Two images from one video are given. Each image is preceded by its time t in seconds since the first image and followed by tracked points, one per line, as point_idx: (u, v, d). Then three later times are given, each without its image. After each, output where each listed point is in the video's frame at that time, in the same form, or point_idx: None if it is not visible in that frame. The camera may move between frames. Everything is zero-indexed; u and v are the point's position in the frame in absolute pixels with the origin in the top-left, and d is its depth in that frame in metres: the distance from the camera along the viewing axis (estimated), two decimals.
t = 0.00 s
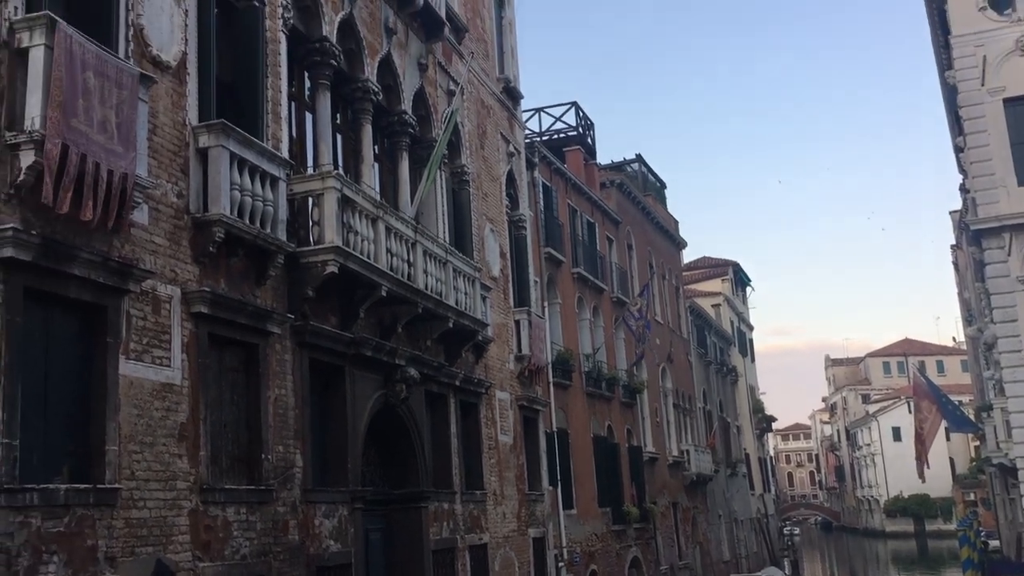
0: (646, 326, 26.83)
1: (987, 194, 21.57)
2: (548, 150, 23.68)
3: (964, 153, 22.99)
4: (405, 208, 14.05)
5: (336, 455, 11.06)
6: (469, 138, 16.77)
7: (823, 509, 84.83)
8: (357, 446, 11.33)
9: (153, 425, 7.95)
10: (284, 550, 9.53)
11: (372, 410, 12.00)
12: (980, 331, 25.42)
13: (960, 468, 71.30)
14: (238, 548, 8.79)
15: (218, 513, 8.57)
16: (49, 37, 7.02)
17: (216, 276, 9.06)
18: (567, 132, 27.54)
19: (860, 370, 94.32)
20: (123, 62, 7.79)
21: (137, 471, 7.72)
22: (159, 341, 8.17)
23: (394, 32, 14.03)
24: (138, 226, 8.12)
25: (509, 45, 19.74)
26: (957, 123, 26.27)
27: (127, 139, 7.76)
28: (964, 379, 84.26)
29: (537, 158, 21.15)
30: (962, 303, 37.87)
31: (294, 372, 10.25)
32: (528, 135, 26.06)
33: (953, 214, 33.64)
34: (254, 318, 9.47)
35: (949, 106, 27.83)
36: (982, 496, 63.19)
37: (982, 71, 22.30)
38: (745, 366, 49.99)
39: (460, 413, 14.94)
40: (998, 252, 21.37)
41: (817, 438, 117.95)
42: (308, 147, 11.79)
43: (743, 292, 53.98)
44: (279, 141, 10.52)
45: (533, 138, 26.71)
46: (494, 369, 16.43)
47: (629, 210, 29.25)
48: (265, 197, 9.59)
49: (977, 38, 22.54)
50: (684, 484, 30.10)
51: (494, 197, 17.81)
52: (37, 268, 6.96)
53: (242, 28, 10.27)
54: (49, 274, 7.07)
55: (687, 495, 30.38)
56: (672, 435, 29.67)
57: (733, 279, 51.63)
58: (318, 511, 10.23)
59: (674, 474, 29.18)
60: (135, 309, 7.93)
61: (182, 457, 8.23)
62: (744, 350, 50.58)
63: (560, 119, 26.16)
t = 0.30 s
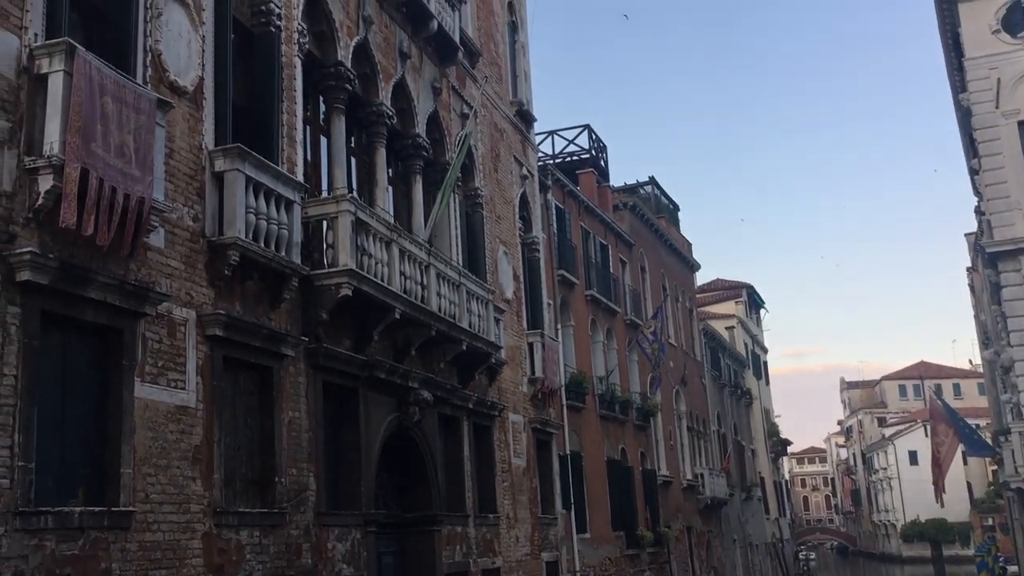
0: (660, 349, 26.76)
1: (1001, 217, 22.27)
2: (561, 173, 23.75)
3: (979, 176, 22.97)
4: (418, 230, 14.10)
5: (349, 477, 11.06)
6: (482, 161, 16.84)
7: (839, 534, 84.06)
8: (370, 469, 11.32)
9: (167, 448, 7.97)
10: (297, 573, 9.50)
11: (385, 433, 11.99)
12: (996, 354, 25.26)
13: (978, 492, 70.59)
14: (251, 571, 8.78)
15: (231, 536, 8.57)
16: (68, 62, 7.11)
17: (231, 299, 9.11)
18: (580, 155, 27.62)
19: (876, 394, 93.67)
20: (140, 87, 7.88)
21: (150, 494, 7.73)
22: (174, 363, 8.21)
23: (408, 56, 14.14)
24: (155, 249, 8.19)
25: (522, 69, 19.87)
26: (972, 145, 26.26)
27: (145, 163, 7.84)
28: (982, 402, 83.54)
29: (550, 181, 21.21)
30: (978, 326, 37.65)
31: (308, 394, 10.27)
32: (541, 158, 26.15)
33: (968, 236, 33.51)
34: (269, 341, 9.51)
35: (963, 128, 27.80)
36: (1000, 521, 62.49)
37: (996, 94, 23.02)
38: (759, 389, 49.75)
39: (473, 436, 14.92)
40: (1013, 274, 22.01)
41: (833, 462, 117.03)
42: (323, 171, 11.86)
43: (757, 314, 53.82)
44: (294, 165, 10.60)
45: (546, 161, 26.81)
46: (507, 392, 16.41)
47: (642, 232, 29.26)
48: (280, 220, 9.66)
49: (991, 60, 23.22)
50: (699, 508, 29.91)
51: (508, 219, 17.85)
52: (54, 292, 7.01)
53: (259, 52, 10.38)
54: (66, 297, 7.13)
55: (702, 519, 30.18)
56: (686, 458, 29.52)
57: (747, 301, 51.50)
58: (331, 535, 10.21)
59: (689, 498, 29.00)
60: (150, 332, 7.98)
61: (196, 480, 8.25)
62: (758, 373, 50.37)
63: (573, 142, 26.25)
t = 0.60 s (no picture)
0: (660, 371, 26.71)
1: (1002, 239, 22.35)
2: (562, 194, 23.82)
3: (980, 198, 23.06)
4: (419, 252, 14.10)
5: (349, 500, 11.01)
6: (483, 183, 16.88)
7: (841, 557, 83.57)
8: (370, 491, 11.27)
9: (166, 470, 7.94)
10: None
11: (385, 455, 11.95)
12: (998, 376, 25.22)
13: (981, 515, 70.23)
14: None
15: (230, 559, 8.52)
16: (70, 85, 7.15)
17: (231, 321, 9.10)
18: (581, 177, 27.70)
19: (878, 415, 93.38)
20: (143, 109, 7.91)
21: (149, 516, 7.69)
22: (174, 386, 8.19)
23: (409, 78, 14.20)
24: (155, 271, 8.19)
25: (523, 92, 19.96)
26: (972, 167, 26.38)
27: (146, 185, 7.85)
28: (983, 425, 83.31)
29: (550, 203, 21.26)
30: (980, 348, 37.60)
31: (308, 417, 10.24)
32: (542, 179, 26.22)
33: (969, 258, 33.49)
34: (269, 363, 9.50)
35: (962, 150, 27.92)
36: (1003, 545, 62.16)
37: (996, 116, 23.16)
38: (760, 411, 49.64)
39: (473, 458, 14.87)
40: (1014, 296, 22.05)
41: (834, 484, 116.53)
42: (324, 193, 11.88)
43: (757, 335, 53.77)
44: (295, 187, 10.62)
45: (547, 182, 26.87)
46: (507, 414, 16.36)
47: (643, 254, 29.29)
48: (280, 242, 9.67)
49: (991, 82, 23.38)
50: (700, 531, 29.76)
51: (508, 241, 17.87)
52: (54, 314, 7.01)
53: (261, 75, 10.43)
54: (67, 319, 7.12)
55: (703, 542, 30.02)
56: (687, 480, 29.40)
57: (748, 323, 51.46)
58: (330, 558, 10.15)
59: (690, 520, 28.86)
60: (150, 354, 7.97)
61: (195, 502, 8.21)
62: (759, 395, 50.29)
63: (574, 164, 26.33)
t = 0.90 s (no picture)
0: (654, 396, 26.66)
1: (993, 265, 22.45)
2: (555, 219, 23.87)
3: (971, 224, 23.19)
4: (412, 277, 14.10)
5: (340, 527, 10.96)
6: (476, 208, 16.91)
7: None
8: (361, 518, 11.20)
9: (156, 497, 7.88)
10: None
11: (377, 481, 11.88)
12: (990, 402, 25.25)
13: (975, 541, 70.05)
14: None
15: None
16: (64, 111, 7.16)
17: (223, 346, 9.08)
18: (574, 202, 27.79)
19: (871, 440, 93.28)
20: (137, 136, 7.92)
21: (138, 544, 7.63)
22: (165, 412, 8.15)
23: (403, 104, 14.26)
24: (148, 296, 8.17)
25: (516, 117, 20.06)
26: (962, 193, 26.55)
27: (139, 210, 7.85)
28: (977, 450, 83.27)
29: (543, 227, 21.30)
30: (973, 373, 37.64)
31: (299, 443, 10.19)
32: (535, 204, 26.30)
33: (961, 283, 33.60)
34: (260, 388, 9.47)
35: (953, 176, 28.10)
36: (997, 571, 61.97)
37: (986, 143, 23.35)
38: (754, 436, 49.56)
39: (466, 483, 14.79)
40: (1006, 322, 22.12)
41: (828, 509, 116.14)
42: (317, 218, 11.90)
43: (750, 360, 53.76)
44: (288, 213, 10.63)
45: (540, 207, 26.95)
46: (500, 440, 16.30)
47: (636, 278, 29.34)
48: (273, 267, 9.66)
49: (981, 109, 23.59)
50: (694, 557, 29.61)
51: (501, 266, 17.89)
52: (45, 341, 6.98)
53: (256, 100, 10.47)
54: (57, 346, 7.09)
55: (697, 568, 29.86)
56: (681, 506, 29.29)
57: (741, 347, 51.48)
58: None
59: (683, 546, 28.72)
60: (141, 380, 7.93)
61: (185, 530, 8.15)
62: (753, 420, 50.22)
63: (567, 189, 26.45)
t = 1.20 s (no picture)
0: (649, 424, 26.58)
1: (986, 292, 22.51)
2: (549, 246, 23.92)
3: (964, 251, 23.27)
4: (406, 304, 14.09)
5: (333, 557, 10.89)
6: (471, 235, 16.94)
7: None
8: (355, 548, 11.12)
9: (147, 528, 7.82)
10: None
11: (371, 511, 11.81)
12: (985, 429, 25.22)
13: (972, 570, 69.71)
14: None
15: None
16: (59, 140, 7.17)
17: (216, 375, 9.05)
18: (569, 229, 27.85)
19: (867, 468, 93.02)
20: (132, 165, 7.94)
21: None
22: (157, 440, 8.11)
23: (397, 132, 14.32)
24: (141, 325, 8.15)
25: (511, 145, 20.16)
26: (955, 221, 26.68)
27: (133, 239, 7.85)
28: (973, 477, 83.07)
29: (538, 255, 21.34)
30: (967, 401, 37.62)
31: (293, 472, 10.14)
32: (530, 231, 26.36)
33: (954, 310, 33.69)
34: (254, 417, 9.43)
35: (946, 204, 28.25)
36: None
37: (978, 172, 23.50)
38: (749, 464, 49.41)
39: (460, 513, 14.70)
40: (1000, 350, 22.16)
41: (824, 538, 115.56)
42: (312, 245, 11.90)
43: (745, 388, 53.71)
44: (283, 240, 10.64)
45: (535, 234, 27.01)
46: (494, 468, 16.22)
47: (631, 305, 29.36)
48: (267, 295, 9.65)
49: (973, 138, 23.77)
50: None
51: (496, 293, 17.89)
52: (38, 369, 6.95)
53: (252, 129, 10.51)
54: (50, 375, 7.06)
55: None
56: (676, 535, 29.13)
57: (737, 374, 51.44)
58: None
59: None
60: (134, 409, 7.89)
61: (176, 560, 8.09)
62: (748, 448, 50.09)
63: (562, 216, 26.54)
